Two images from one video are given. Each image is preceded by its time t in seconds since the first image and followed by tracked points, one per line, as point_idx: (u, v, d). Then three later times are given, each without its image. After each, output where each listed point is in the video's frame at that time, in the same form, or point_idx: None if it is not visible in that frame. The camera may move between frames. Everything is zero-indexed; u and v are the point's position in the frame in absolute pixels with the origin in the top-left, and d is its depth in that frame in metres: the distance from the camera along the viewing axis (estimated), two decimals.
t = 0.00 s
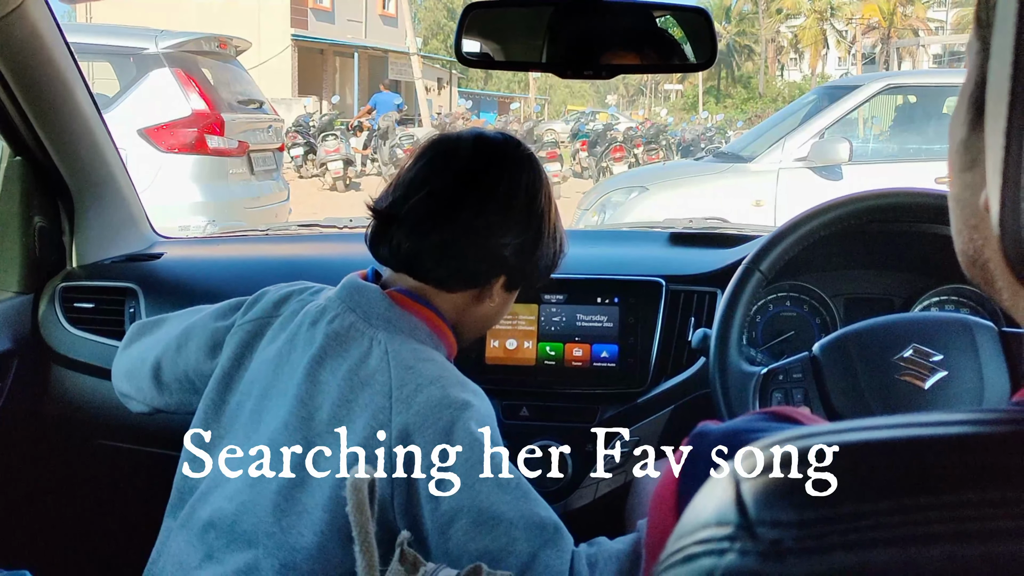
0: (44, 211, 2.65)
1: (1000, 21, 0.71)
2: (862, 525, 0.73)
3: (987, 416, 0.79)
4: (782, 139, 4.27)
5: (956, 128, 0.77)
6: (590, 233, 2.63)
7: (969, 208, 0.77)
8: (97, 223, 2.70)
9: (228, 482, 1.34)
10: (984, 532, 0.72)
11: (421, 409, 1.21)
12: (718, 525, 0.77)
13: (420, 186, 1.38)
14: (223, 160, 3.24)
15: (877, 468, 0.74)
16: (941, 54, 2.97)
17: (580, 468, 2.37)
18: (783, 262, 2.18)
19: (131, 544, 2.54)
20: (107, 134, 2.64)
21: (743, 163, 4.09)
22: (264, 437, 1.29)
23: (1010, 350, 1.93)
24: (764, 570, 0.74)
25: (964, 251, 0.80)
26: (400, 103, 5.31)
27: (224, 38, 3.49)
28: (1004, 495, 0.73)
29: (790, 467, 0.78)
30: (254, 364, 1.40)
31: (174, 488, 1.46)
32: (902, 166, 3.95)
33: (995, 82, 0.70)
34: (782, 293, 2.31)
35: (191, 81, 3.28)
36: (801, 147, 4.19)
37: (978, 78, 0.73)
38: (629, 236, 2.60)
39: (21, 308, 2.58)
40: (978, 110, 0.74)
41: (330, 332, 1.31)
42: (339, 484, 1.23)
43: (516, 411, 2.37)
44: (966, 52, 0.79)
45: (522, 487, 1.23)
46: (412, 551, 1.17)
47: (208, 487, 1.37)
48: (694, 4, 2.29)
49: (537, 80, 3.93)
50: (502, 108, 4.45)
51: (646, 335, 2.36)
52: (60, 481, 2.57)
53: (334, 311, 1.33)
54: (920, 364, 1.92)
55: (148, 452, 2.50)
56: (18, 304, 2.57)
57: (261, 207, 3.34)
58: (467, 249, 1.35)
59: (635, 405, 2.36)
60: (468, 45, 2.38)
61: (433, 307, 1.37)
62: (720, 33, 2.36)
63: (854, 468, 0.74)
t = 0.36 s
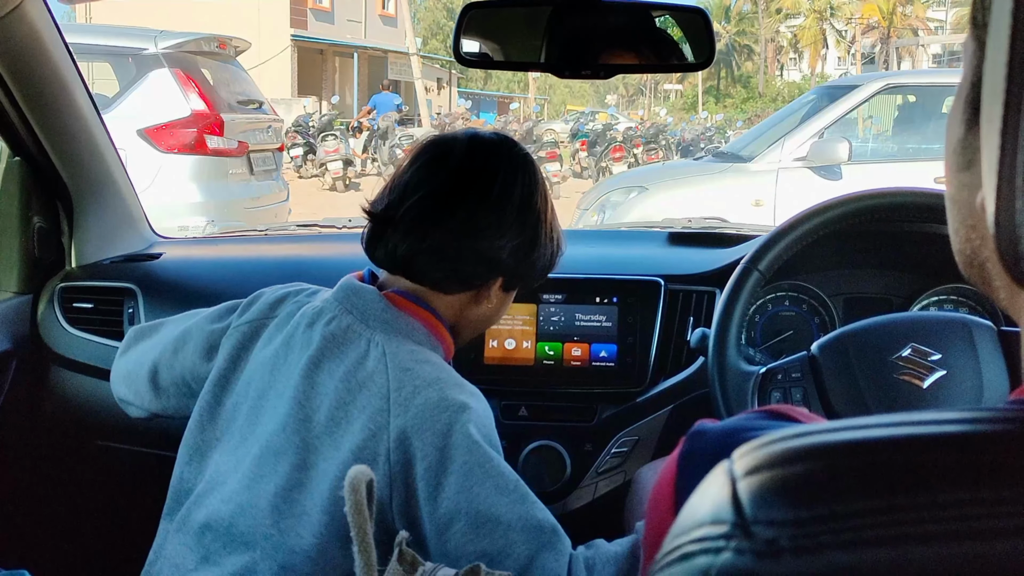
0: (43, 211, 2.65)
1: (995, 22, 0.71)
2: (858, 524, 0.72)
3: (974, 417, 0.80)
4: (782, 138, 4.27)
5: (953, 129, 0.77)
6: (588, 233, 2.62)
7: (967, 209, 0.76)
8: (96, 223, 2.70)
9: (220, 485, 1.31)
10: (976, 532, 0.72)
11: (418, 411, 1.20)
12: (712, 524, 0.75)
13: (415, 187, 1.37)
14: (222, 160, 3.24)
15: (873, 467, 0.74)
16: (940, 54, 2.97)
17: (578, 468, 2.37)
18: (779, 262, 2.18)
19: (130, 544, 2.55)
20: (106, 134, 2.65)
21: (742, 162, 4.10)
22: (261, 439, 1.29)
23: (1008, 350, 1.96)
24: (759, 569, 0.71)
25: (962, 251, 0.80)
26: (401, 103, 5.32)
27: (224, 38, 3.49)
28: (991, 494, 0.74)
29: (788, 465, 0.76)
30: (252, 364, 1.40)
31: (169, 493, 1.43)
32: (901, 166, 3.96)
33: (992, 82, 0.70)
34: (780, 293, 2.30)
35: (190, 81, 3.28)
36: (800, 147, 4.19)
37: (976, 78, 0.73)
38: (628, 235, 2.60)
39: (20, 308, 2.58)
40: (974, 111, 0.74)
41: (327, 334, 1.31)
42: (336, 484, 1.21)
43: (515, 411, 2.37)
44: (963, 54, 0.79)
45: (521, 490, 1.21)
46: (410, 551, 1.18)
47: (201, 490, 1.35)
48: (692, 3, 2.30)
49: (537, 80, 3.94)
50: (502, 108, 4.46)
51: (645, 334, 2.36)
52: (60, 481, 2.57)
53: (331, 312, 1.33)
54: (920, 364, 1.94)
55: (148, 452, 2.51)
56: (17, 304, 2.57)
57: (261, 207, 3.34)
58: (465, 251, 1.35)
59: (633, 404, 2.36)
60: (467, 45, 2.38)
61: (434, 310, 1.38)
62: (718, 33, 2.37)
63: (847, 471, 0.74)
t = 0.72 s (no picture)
0: (43, 211, 2.65)
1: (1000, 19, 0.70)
2: (862, 524, 0.72)
3: (980, 416, 0.79)
4: (782, 137, 4.27)
5: (955, 127, 0.76)
6: (589, 232, 2.62)
7: (968, 208, 0.75)
8: (96, 223, 2.70)
9: (233, 488, 1.31)
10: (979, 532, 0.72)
11: (439, 423, 1.22)
12: (715, 525, 0.75)
13: (416, 206, 1.38)
14: (222, 160, 3.24)
15: (878, 469, 0.74)
16: (940, 54, 2.98)
17: (579, 468, 2.37)
18: (781, 262, 2.18)
19: (130, 544, 2.55)
20: (106, 134, 2.64)
21: (742, 162, 4.10)
22: (277, 445, 1.29)
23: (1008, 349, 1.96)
24: (760, 570, 0.71)
25: (963, 251, 0.78)
26: (401, 103, 5.32)
27: (224, 38, 3.49)
28: (998, 494, 0.73)
29: (794, 465, 0.75)
30: (270, 370, 1.40)
31: (176, 494, 1.41)
32: (902, 166, 3.96)
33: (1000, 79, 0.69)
34: (782, 292, 2.31)
35: (190, 81, 3.29)
36: (801, 146, 4.20)
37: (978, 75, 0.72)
38: (629, 235, 2.60)
39: (20, 308, 2.57)
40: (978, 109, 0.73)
41: (349, 344, 1.32)
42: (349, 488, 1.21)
43: (516, 412, 2.37)
44: (963, 50, 0.78)
45: (527, 497, 1.21)
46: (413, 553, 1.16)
47: (211, 491, 1.34)
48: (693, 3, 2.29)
49: (537, 79, 3.94)
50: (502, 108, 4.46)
51: (645, 334, 2.36)
52: (61, 481, 2.57)
53: (354, 322, 1.34)
54: (919, 363, 1.95)
55: (147, 452, 2.51)
56: (17, 305, 2.56)
57: (261, 207, 3.34)
58: (471, 263, 1.35)
59: (633, 404, 2.36)
60: (467, 45, 2.38)
61: (447, 323, 1.39)
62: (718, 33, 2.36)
63: (851, 471, 0.74)
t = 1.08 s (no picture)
0: (44, 212, 2.65)
1: (1004, 22, 0.71)
2: (870, 528, 0.72)
3: (988, 419, 0.80)
4: (783, 137, 4.27)
5: (962, 128, 0.77)
6: (590, 233, 2.62)
7: (975, 209, 0.76)
8: (98, 224, 2.69)
9: (236, 488, 1.31)
10: (989, 535, 0.72)
11: (444, 430, 1.21)
12: (725, 529, 0.75)
13: (425, 213, 1.38)
14: (223, 160, 3.23)
15: (884, 475, 0.74)
16: (942, 55, 2.98)
17: (581, 469, 2.37)
18: (785, 262, 2.19)
19: (132, 546, 2.54)
20: (108, 135, 2.64)
21: (743, 162, 4.10)
22: (280, 447, 1.28)
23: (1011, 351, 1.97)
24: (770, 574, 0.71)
25: (969, 252, 0.79)
26: (401, 103, 5.31)
27: (224, 38, 3.49)
28: (1007, 498, 0.74)
29: (800, 468, 0.76)
30: (273, 372, 1.40)
31: (175, 492, 1.41)
32: (902, 166, 3.96)
33: (1000, 78, 0.70)
34: (784, 293, 2.32)
35: (191, 81, 3.29)
36: (801, 146, 4.20)
37: (982, 77, 0.74)
38: (631, 236, 2.60)
39: (21, 309, 2.55)
40: (985, 111, 0.74)
41: (353, 347, 1.31)
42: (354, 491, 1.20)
43: (518, 412, 2.37)
44: (969, 51, 0.79)
45: (530, 505, 1.22)
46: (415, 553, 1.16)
47: (213, 491, 1.34)
48: (695, 4, 2.30)
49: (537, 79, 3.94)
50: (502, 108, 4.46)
51: (648, 335, 2.36)
52: (63, 484, 2.57)
53: (358, 325, 1.33)
54: (923, 365, 1.96)
55: (150, 454, 2.50)
56: (19, 306, 2.54)
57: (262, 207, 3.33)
58: (479, 270, 1.35)
59: (635, 405, 2.36)
60: (470, 46, 2.38)
61: (454, 329, 1.38)
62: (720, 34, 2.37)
63: (859, 477, 0.74)
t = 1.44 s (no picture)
0: (45, 213, 2.65)
1: (1003, 20, 0.70)
2: (870, 528, 0.72)
3: (992, 418, 0.80)
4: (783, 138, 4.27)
5: (961, 127, 0.76)
6: (590, 233, 2.62)
7: (974, 209, 0.75)
8: (98, 224, 2.69)
9: (238, 487, 1.31)
10: (992, 535, 0.72)
11: (446, 432, 1.21)
12: (725, 530, 0.75)
13: (435, 215, 1.36)
14: (223, 160, 3.23)
15: (887, 474, 0.74)
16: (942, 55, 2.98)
17: (581, 470, 2.37)
18: (785, 262, 2.19)
19: (132, 547, 2.54)
20: (108, 135, 2.64)
21: (743, 163, 4.10)
22: (281, 447, 1.28)
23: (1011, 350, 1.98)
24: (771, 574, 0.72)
25: (969, 251, 0.78)
26: (401, 104, 5.32)
27: (224, 39, 3.49)
28: (1009, 498, 0.74)
29: (801, 468, 0.75)
30: (276, 372, 1.39)
31: (177, 492, 1.41)
32: (902, 166, 3.96)
33: (997, 76, 0.70)
34: (784, 294, 2.33)
35: (191, 82, 3.30)
36: (801, 147, 4.20)
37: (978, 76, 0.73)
38: (631, 236, 2.60)
39: (22, 310, 2.55)
40: (986, 111, 0.72)
41: (356, 347, 1.30)
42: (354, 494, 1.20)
43: (518, 413, 2.37)
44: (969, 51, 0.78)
45: (532, 508, 1.22)
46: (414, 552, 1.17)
47: (215, 491, 1.34)
48: (695, 4, 2.30)
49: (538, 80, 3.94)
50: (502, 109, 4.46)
51: (648, 335, 2.36)
52: (63, 484, 2.57)
53: (361, 325, 1.32)
54: (923, 365, 1.95)
55: (150, 455, 2.50)
56: (19, 306, 2.55)
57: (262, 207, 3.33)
58: (489, 274, 1.34)
59: (636, 405, 2.36)
60: (469, 46, 2.38)
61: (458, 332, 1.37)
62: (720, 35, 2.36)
63: (861, 477, 0.74)
